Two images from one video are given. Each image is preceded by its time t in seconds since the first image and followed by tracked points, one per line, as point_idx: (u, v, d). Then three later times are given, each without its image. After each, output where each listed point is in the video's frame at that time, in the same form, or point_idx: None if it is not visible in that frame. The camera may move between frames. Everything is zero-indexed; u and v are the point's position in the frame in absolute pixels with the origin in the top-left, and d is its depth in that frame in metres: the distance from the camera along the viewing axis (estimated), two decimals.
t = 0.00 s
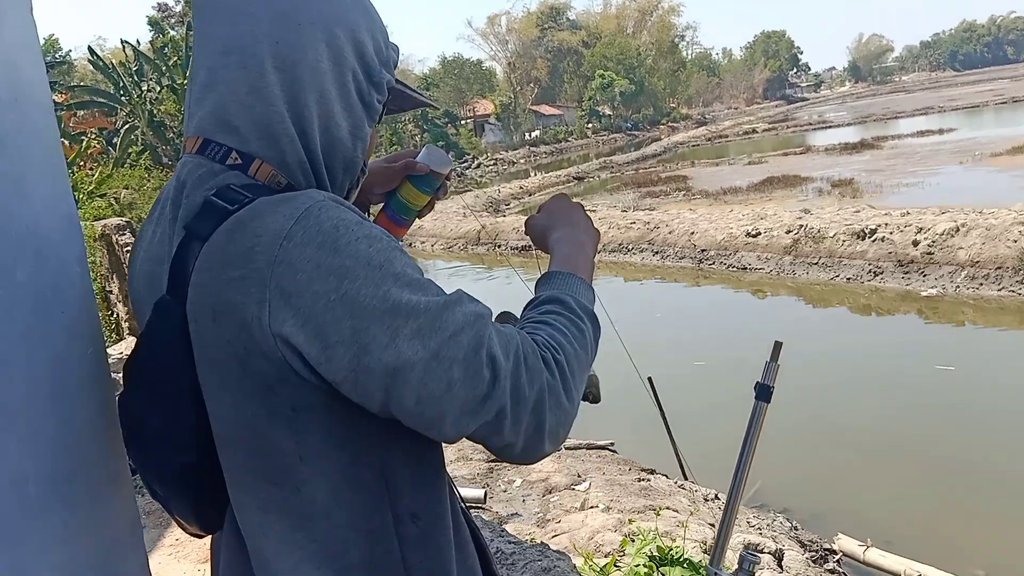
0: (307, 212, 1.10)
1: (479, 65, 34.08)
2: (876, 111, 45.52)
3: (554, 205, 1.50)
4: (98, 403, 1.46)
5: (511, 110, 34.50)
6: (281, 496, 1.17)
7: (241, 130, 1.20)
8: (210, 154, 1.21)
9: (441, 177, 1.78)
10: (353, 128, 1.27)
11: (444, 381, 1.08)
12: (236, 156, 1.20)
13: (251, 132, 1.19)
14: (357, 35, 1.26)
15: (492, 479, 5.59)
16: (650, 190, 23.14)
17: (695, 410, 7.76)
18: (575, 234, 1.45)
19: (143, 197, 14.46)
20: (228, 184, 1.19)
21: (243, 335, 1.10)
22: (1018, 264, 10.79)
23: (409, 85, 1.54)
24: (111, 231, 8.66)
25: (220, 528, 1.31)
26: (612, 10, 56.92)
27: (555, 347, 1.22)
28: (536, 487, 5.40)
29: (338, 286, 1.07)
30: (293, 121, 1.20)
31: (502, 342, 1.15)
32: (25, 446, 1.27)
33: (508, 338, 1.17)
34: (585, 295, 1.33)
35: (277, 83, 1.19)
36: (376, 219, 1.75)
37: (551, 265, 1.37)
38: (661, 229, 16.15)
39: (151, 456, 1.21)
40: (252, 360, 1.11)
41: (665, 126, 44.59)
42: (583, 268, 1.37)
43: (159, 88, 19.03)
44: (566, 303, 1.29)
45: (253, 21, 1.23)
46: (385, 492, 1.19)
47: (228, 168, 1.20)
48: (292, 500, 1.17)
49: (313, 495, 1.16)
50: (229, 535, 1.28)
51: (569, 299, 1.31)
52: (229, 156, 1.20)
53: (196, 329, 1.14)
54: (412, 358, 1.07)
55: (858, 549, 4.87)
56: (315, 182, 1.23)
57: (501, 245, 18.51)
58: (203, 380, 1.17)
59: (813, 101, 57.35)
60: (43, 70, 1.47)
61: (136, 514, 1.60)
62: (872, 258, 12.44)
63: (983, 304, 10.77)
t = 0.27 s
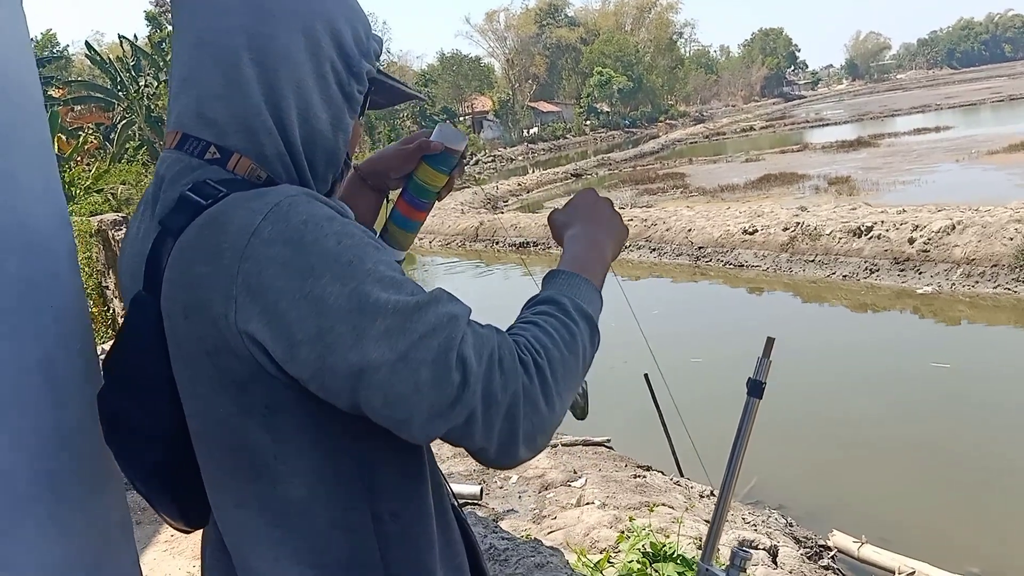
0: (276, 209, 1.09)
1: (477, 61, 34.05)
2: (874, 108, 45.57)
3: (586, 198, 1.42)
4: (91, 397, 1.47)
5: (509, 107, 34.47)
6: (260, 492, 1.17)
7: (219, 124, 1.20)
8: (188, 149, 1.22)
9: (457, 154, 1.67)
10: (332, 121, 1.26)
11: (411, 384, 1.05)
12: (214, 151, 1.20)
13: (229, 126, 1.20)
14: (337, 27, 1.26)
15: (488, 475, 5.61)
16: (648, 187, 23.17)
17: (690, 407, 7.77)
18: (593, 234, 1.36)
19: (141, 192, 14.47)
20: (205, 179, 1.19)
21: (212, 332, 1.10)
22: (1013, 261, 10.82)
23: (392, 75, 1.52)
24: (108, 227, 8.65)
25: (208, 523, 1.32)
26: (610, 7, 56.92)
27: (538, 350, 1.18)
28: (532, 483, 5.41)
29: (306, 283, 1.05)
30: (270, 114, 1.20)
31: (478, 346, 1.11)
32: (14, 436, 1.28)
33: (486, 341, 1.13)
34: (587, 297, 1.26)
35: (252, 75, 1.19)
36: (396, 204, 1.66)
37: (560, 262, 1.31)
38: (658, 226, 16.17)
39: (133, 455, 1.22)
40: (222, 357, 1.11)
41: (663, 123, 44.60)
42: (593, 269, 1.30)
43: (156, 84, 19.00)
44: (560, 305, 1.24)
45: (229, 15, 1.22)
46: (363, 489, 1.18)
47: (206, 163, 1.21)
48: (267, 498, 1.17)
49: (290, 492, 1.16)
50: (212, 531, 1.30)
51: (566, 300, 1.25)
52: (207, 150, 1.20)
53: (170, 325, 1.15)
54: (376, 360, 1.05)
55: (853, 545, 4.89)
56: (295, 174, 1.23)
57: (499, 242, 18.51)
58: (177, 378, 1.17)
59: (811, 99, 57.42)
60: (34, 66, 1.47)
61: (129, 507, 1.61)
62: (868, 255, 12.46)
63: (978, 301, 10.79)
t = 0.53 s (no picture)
0: (251, 209, 1.09)
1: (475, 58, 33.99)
2: (871, 107, 45.61)
3: (586, 198, 1.40)
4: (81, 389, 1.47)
5: (507, 104, 34.44)
6: (239, 489, 1.16)
7: (205, 120, 1.19)
8: (174, 145, 1.21)
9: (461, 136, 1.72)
10: (322, 120, 1.25)
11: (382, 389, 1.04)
12: (200, 148, 1.20)
13: (214, 124, 1.19)
14: (327, 25, 1.26)
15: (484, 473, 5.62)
16: (646, 185, 23.17)
17: (687, 405, 7.78)
18: (593, 231, 1.34)
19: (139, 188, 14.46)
20: (189, 177, 1.18)
21: (187, 331, 1.10)
22: (1009, 260, 10.84)
23: (387, 74, 1.52)
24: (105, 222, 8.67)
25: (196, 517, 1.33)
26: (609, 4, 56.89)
27: (520, 355, 1.15)
28: (528, 481, 5.41)
29: (280, 283, 1.04)
30: (258, 110, 1.19)
31: (455, 351, 1.09)
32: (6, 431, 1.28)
33: (464, 347, 1.10)
34: (578, 301, 1.23)
35: (239, 71, 1.19)
36: (403, 189, 1.75)
37: (553, 266, 1.28)
38: (655, 224, 16.17)
39: (120, 445, 1.25)
40: (196, 357, 1.11)
41: (661, 121, 44.59)
42: (586, 274, 1.27)
43: (154, 79, 18.96)
44: (546, 309, 1.21)
45: (217, 11, 1.22)
46: (343, 489, 1.17)
47: (191, 159, 1.20)
48: (244, 498, 1.17)
49: (269, 493, 1.15)
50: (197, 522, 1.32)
51: (554, 304, 1.21)
52: (193, 148, 1.20)
53: (148, 323, 1.14)
54: (347, 364, 1.03)
55: (848, 542, 4.90)
56: (282, 173, 1.23)
57: (496, 239, 18.50)
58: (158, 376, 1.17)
59: (808, 98, 57.50)
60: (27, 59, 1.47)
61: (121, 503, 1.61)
62: (865, 253, 12.47)
63: (974, 300, 10.80)
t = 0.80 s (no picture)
0: (242, 202, 1.08)
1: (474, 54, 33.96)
2: (869, 105, 45.62)
3: (587, 195, 1.37)
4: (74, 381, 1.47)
5: (506, 100, 34.42)
6: (232, 481, 1.16)
7: (200, 111, 1.19)
8: (168, 136, 1.21)
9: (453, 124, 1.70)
10: (318, 110, 1.25)
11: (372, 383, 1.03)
12: (194, 139, 1.19)
13: (209, 114, 1.19)
14: (325, 19, 1.25)
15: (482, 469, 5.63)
16: (644, 181, 23.17)
17: (684, 401, 7.78)
18: (591, 230, 1.31)
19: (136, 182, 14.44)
20: (182, 167, 1.18)
21: (179, 324, 1.10)
22: (1006, 258, 10.85)
23: (383, 68, 1.52)
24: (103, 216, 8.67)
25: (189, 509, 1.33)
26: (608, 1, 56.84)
27: (512, 353, 1.14)
28: (525, 476, 5.41)
29: (270, 276, 1.04)
30: (253, 101, 1.19)
31: (445, 347, 1.08)
32: None
33: (455, 343, 1.09)
34: (574, 298, 1.21)
35: (234, 62, 1.19)
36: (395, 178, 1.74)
37: (550, 261, 1.26)
38: (653, 221, 16.17)
39: (110, 436, 1.25)
40: (189, 349, 1.10)
41: (660, 118, 44.59)
42: (584, 272, 1.25)
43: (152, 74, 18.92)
44: (541, 306, 1.19)
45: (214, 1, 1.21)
46: (336, 484, 1.17)
47: (185, 150, 1.20)
48: (235, 491, 1.16)
49: (264, 484, 1.15)
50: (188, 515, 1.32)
51: (549, 301, 1.20)
52: (187, 137, 1.20)
53: (142, 315, 1.14)
54: (336, 359, 1.03)
55: (844, 539, 4.91)
56: (278, 165, 1.22)
57: (495, 236, 18.50)
58: (150, 369, 1.17)
59: (807, 96, 57.53)
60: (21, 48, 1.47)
61: (113, 496, 1.60)
62: (863, 251, 12.48)
63: (972, 298, 10.81)
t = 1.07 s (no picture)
0: (240, 203, 1.08)
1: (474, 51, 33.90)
2: (869, 103, 45.60)
3: (603, 209, 1.37)
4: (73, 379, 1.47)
5: (505, 97, 34.38)
6: (229, 478, 1.16)
7: (200, 107, 1.19)
8: (170, 132, 1.21)
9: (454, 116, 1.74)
10: (319, 106, 1.24)
11: (358, 394, 1.02)
12: (195, 134, 1.19)
13: (210, 110, 1.19)
14: (327, 13, 1.25)
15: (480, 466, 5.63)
16: (643, 179, 23.16)
17: (682, 399, 7.79)
18: (603, 244, 1.30)
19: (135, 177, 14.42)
20: (185, 162, 1.18)
21: (176, 323, 1.10)
22: (1004, 258, 10.85)
23: (385, 62, 1.52)
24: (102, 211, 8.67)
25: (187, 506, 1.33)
26: None
27: (504, 373, 1.12)
28: (523, 474, 5.41)
29: (262, 280, 1.03)
30: (254, 98, 1.19)
31: (435, 365, 1.06)
32: None
33: (446, 363, 1.08)
34: (576, 319, 1.19)
35: (235, 58, 1.18)
36: (395, 169, 1.74)
37: (559, 278, 1.25)
38: (652, 218, 16.17)
39: (108, 434, 1.25)
40: (187, 347, 1.10)
41: (659, 116, 44.55)
42: (592, 291, 1.23)
43: (151, 69, 18.86)
44: (540, 325, 1.17)
45: None
46: (331, 483, 1.16)
47: (187, 146, 1.20)
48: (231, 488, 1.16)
49: (261, 482, 1.15)
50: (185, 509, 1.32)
51: (549, 320, 1.18)
52: (188, 133, 1.20)
53: (141, 313, 1.14)
54: (323, 366, 1.02)
55: (841, 537, 4.92)
56: (279, 163, 1.22)
57: (493, 233, 18.48)
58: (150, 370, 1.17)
59: (806, 94, 57.52)
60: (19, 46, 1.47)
61: (110, 492, 1.60)
62: (862, 250, 12.48)
63: (970, 298, 10.82)
